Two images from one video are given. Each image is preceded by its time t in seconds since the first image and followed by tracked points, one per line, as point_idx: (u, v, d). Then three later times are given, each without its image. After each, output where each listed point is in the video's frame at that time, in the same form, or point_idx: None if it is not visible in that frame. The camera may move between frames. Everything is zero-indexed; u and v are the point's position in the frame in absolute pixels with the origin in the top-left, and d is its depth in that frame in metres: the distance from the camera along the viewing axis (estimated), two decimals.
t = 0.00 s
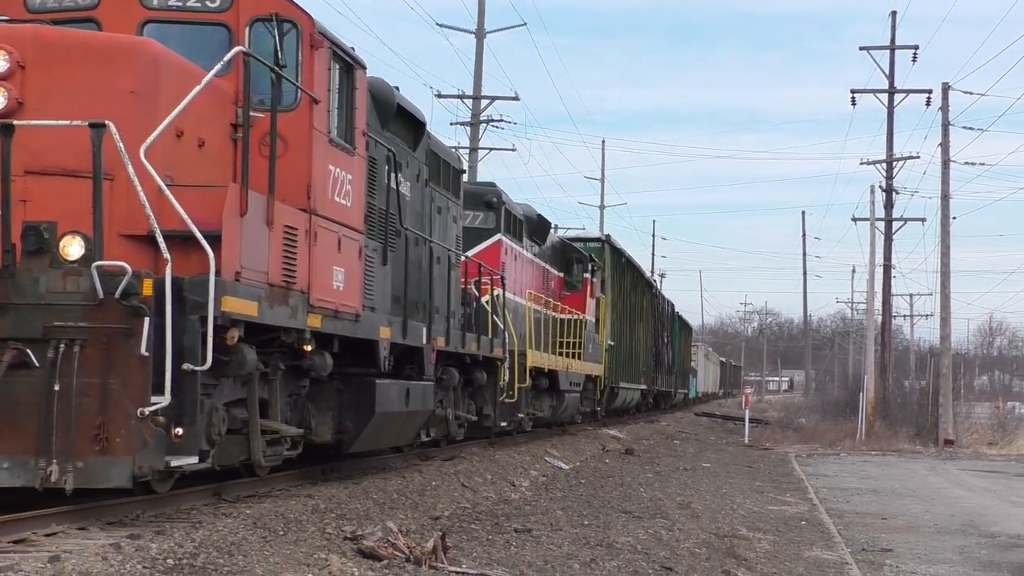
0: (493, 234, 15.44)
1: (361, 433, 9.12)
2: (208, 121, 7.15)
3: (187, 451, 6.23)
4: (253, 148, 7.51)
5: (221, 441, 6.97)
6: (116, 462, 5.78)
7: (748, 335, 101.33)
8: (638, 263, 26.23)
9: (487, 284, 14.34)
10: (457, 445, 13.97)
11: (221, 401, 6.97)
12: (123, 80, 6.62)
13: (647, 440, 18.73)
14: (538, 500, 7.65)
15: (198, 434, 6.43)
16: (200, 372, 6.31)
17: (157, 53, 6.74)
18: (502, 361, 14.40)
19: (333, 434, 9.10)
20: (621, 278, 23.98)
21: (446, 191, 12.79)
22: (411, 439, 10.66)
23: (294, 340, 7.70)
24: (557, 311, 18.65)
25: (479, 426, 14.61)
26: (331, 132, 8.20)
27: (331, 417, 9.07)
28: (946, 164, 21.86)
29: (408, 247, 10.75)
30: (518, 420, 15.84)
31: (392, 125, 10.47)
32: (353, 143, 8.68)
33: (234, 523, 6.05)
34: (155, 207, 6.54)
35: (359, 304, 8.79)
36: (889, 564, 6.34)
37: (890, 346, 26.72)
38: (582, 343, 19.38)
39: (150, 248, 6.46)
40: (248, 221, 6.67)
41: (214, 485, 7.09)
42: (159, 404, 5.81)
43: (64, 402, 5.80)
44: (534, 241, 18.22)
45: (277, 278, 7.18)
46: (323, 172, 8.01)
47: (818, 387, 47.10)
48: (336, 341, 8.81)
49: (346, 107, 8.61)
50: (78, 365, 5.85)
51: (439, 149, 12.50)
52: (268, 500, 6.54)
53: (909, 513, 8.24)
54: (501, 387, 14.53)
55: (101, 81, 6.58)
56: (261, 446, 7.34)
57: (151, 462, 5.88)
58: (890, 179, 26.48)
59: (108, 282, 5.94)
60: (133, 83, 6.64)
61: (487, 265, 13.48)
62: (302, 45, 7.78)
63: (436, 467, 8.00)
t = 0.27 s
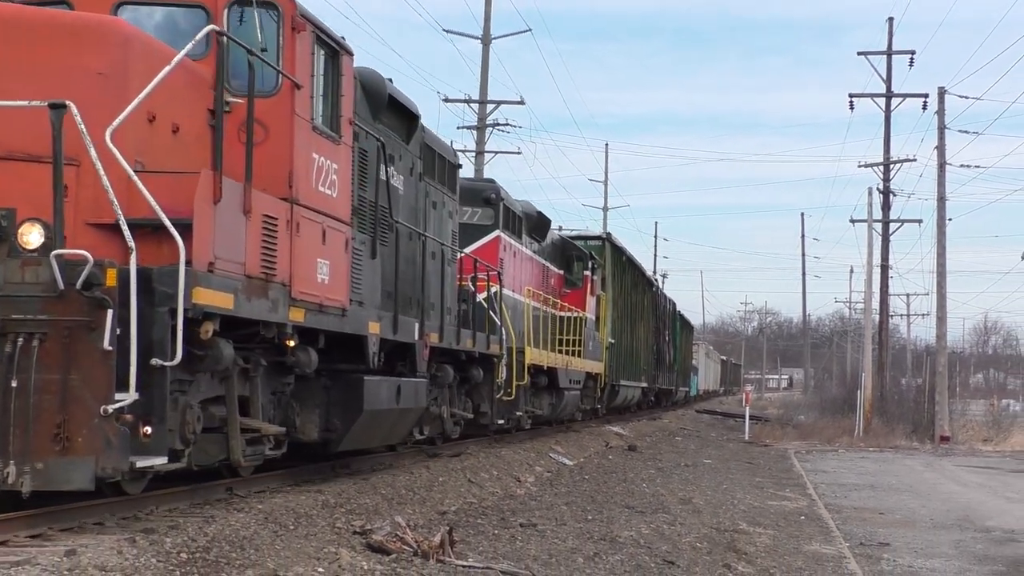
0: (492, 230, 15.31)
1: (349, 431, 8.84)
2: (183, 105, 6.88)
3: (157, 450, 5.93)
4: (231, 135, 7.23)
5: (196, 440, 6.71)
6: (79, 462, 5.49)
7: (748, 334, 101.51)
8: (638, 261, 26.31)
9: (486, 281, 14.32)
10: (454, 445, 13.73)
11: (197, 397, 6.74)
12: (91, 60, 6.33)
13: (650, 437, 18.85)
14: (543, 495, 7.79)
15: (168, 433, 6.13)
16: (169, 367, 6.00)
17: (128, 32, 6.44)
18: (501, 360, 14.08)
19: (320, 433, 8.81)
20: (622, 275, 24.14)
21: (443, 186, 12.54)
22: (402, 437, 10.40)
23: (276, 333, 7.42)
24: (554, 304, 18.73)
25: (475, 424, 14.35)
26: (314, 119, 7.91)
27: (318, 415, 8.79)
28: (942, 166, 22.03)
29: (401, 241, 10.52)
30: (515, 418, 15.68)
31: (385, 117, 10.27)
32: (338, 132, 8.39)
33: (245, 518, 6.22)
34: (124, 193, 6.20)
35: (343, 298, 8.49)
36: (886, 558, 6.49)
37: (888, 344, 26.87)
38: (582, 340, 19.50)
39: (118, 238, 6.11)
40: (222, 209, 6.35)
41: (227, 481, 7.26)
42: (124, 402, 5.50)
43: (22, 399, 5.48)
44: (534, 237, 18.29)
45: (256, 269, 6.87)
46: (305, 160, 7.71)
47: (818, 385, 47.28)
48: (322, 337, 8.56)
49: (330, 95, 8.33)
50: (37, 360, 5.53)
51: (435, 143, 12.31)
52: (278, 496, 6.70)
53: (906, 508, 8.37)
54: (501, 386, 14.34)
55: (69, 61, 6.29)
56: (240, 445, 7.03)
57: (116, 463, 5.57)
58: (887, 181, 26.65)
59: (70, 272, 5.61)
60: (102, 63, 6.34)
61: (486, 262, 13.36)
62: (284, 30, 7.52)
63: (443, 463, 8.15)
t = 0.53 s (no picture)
0: (490, 227, 15.25)
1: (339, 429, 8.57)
2: (156, 90, 6.73)
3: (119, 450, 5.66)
4: (211, 122, 7.00)
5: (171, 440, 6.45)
6: (35, 465, 5.23)
7: (751, 333, 101.63)
8: (641, 259, 26.34)
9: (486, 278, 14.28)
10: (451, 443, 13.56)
11: (174, 395, 6.51)
12: (56, 40, 6.19)
13: (654, 434, 18.98)
14: (550, 490, 7.96)
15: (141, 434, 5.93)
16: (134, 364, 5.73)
17: (94, 13, 6.33)
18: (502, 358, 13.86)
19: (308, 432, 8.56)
20: (625, 273, 24.28)
21: (439, 180, 12.36)
22: (395, 435, 10.13)
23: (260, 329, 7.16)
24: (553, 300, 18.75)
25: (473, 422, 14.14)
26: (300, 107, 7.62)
27: (306, 414, 8.52)
28: (941, 167, 22.17)
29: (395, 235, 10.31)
30: (515, 416, 15.57)
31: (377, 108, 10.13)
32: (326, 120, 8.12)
33: (260, 512, 6.40)
34: (93, 181, 6.07)
35: (333, 293, 8.19)
36: (885, 552, 6.65)
37: (887, 342, 27.03)
38: (584, 337, 19.62)
39: (83, 226, 5.89)
40: (197, 196, 6.04)
41: (242, 477, 7.47)
42: (83, 400, 5.24)
43: None
44: (534, 234, 18.37)
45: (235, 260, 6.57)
46: (290, 149, 7.42)
47: (818, 383, 47.45)
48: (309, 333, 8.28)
49: (319, 82, 8.06)
50: None
51: (433, 137, 12.19)
52: (292, 491, 6.88)
53: (905, 503, 8.53)
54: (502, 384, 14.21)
55: (34, 41, 6.16)
56: (218, 445, 6.84)
57: (76, 466, 5.29)
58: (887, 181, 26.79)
59: (27, 263, 5.33)
60: (67, 43, 6.20)
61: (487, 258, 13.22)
62: (267, 13, 7.28)
63: (453, 459, 8.31)
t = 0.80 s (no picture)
0: (490, 223, 15.10)
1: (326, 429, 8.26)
2: (128, 72, 6.30)
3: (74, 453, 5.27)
4: (186, 107, 6.62)
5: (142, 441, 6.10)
6: None
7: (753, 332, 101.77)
8: (643, 258, 26.32)
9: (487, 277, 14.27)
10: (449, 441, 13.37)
11: (144, 394, 6.18)
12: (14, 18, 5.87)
13: (658, 431, 19.13)
14: (557, 487, 8.10)
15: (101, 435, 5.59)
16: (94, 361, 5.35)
17: None
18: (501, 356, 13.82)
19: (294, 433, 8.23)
20: (628, 272, 24.40)
21: (435, 174, 12.12)
22: (390, 436, 9.82)
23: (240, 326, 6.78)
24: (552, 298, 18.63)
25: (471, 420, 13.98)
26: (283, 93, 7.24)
27: (293, 414, 8.21)
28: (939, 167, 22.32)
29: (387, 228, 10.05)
30: (516, 414, 15.42)
31: (370, 99, 9.92)
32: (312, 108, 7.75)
33: (274, 508, 6.56)
34: (55, 168, 5.57)
35: (320, 288, 7.79)
36: (886, 547, 6.81)
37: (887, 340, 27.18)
38: (587, 335, 19.70)
39: (42, 215, 5.49)
40: (165, 183, 5.63)
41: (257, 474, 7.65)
42: (35, 402, 4.87)
43: None
44: (534, 232, 18.33)
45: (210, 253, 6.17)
46: (272, 136, 7.03)
47: (819, 380, 47.64)
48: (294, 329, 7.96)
49: (305, 68, 7.70)
50: None
51: (429, 131, 12.00)
52: (305, 487, 7.04)
53: (904, 499, 8.67)
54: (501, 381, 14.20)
55: None
56: (194, 446, 6.47)
57: (27, 472, 4.92)
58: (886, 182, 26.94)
59: None
60: (25, 20, 5.87)
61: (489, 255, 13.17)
62: None
63: (461, 456, 8.45)
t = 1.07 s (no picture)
0: (487, 219, 14.93)
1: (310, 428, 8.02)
2: (87, 52, 6.01)
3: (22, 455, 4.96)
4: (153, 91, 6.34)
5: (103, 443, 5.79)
6: None
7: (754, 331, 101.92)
8: (644, 258, 26.46)
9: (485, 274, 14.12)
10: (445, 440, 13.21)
11: (109, 392, 5.89)
12: None
13: (661, 428, 19.29)
14: (563, 483, 8.25)
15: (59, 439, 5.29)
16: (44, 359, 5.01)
17: None
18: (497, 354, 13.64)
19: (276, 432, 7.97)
20: (630, 270, 24.53)
21: (427, 168, 11.98)
22: (381, 435, 9.57)
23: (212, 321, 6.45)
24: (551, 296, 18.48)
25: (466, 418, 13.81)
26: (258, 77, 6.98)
27: (275, 412, 7.97)
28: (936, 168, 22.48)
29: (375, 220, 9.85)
30: (515, 413, 15.19)
31: (359, 90, 9.78)
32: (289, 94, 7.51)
33: (286, 503, 6.74)
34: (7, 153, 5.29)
35: (299, 281, 7.56)
36: (884, 542, 6.99)
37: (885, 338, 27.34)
38: (587, 333, 19.77)
39: None
40: (123, 165, 5.33)
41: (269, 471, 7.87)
42: None
43: None
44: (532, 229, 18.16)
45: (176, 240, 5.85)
46: (245, 121, 6.76)
47: (819, 378, 47.80)
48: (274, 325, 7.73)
49: (281, 52, 7.45)
50: None
51: (422, 124, 11.84)
52: (316, 483, 7.21)
53: (901, 495, 8.82)
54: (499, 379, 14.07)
55: None
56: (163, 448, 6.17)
57: None
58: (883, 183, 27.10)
59: None
60: None
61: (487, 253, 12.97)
62: None
63: (469, 453, 8.61)
